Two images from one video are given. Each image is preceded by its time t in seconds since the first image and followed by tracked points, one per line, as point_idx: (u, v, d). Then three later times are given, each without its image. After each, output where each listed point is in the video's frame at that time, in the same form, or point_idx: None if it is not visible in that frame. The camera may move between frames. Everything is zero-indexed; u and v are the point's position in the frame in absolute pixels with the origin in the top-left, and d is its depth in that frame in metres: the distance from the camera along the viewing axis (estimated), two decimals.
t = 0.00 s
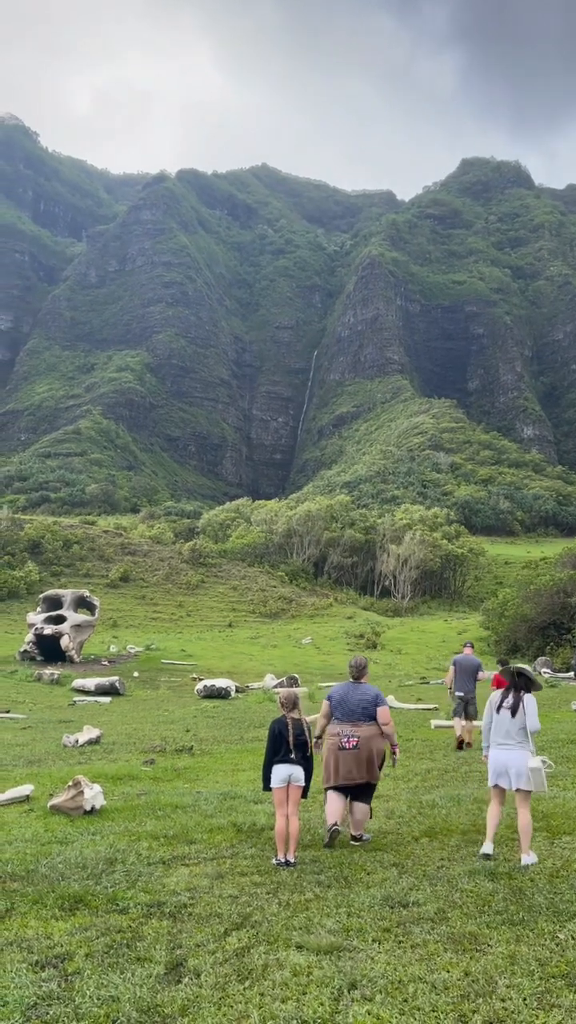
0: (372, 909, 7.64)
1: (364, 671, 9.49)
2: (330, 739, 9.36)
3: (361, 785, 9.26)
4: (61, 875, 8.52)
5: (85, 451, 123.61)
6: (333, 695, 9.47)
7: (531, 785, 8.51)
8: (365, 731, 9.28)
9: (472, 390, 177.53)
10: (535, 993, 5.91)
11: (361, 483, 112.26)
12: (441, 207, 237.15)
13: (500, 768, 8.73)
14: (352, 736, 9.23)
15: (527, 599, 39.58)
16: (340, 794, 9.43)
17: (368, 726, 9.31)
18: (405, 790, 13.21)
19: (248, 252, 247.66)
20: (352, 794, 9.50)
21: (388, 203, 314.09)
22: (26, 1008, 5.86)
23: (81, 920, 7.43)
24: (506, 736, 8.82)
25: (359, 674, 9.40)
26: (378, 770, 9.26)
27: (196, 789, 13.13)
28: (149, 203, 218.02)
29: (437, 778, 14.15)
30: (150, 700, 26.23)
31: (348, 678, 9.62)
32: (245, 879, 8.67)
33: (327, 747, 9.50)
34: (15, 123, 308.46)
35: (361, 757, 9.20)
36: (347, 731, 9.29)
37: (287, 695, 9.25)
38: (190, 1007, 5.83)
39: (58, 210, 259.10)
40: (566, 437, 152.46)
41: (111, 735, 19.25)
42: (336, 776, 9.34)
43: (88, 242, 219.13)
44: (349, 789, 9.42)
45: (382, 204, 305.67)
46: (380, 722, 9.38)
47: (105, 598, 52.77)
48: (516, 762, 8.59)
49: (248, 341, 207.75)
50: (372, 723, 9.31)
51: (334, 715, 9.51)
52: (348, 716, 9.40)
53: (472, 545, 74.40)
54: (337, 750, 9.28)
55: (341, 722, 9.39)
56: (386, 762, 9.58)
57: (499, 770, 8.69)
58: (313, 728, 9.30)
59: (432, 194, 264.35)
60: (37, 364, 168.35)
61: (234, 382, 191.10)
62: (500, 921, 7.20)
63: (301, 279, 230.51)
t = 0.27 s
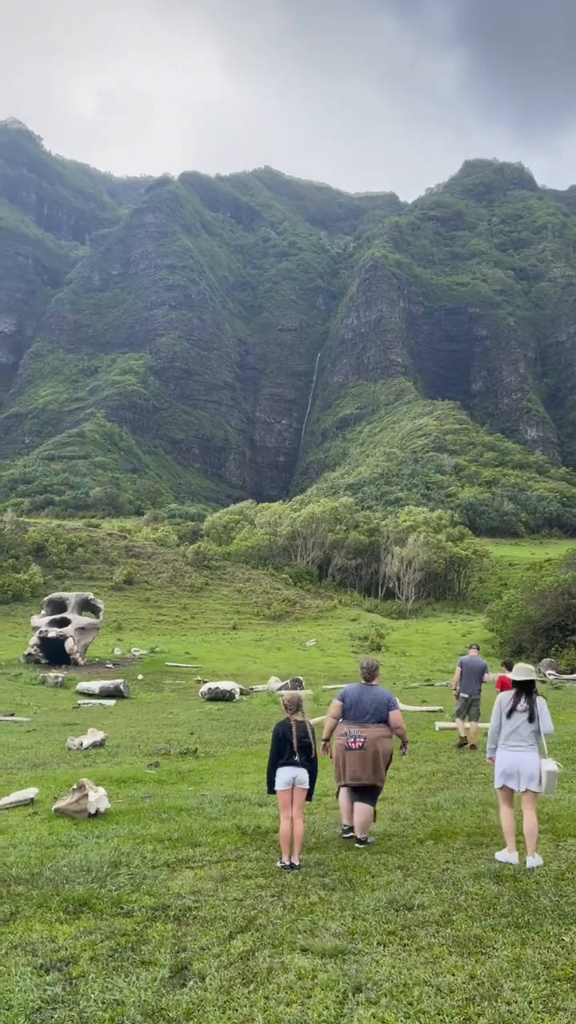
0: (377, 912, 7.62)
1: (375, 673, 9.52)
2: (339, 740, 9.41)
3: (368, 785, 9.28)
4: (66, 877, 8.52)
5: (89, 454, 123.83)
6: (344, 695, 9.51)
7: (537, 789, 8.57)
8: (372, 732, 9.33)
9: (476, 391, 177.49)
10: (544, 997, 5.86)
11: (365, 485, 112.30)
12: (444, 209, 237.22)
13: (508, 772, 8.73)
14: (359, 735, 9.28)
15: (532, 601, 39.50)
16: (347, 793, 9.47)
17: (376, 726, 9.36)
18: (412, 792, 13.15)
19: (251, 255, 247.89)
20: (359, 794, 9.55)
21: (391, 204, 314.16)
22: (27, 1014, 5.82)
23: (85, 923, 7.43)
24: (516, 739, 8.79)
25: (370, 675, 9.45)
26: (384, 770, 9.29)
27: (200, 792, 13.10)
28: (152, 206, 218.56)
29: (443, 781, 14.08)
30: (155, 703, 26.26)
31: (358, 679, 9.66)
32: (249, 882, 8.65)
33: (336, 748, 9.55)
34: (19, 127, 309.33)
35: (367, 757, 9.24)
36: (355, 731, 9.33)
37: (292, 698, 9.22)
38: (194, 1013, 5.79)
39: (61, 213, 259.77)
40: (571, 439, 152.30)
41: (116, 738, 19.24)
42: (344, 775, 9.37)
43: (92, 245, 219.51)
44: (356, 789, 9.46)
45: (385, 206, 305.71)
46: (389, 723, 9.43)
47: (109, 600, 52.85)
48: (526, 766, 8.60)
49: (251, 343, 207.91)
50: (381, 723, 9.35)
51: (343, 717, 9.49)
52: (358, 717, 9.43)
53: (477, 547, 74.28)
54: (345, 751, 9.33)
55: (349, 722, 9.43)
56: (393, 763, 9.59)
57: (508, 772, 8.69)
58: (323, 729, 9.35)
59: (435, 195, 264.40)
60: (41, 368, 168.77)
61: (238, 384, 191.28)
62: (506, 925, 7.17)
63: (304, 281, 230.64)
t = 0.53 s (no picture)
0: (381, 917, 7.62)
1: (380, 677, 9.58)
2: (343, 744, 9.49)
3: (372, 787, 9.33)
4: (71, 882, 8.53)
5: (93, 459, 124.06)
6: (348, 699, 9.59)
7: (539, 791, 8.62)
8: (375, 735, 9.40)
9: (480, 395, 177.44)
10: (547, 1001, 5.86)
11: (369, 489, 112.21)
12: (448, 213, 237.32)
13: (511, 775, 8.76)
14: (363, 738, 9.32)
15: (537, 605, 39.41)
16: (352, 796, 9.51)
17: (381, 729, 9.41)
18: (416, 798, 13.11)
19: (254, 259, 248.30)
20: (364, 797, 9.57)
21: (394, 209, 314.62)
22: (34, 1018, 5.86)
23: (90, 928, 7.45)
24: (518, 743, 8.82)
25: (374, 679, 9.53)
26: (388, 772, 9.34)
27: (205, 798, 13.05)
28: (156, 211, 219.13)
29: (448, 786, 14.05)
30: (159, 707, 26.25)
31: (364, 683, 9.73)
32: (254, 887, 8.63)
33: (340, 752, 9.60)
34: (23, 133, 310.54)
35: (371, 760, 9.28)
36: (359, 733, 9.38)
37: (295, 703, 9.26)
38: (199, 1017, 5.82)
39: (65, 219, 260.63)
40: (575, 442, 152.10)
41: (122, 742, 19.24)
42: (348, 778, 9.43)
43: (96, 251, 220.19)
44: (361, 791, 9.50)
45: (388, 210, 305.88)
46: (393, 727, 9.48)
47: (114, 605, 52.91)
48: (527, 767, 8.66)
49: (255, 348, 208.20)
50: (385, 727, 9.42)
51: (348, 721, 9.57)
52: (363, 721, 9.49)
53: (482, 551, 74.13)
54: (349, 754, 9.38)
55: (353, 726, 9.50)
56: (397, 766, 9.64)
57: (512, 774, 8.73)
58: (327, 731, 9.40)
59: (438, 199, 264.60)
60: (45, 373, 169.29)
61: (242, 388, 191.51)
62: (510, 929, 7.16)
63: (308, 285, 230.90)
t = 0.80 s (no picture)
0: (387, 923, 7.61)
1: (381, 684, 9.62)
2: (349, 751, 9.54)
3: (375, 791, 9.32)
4: (77, 890, 8.52)
5: (99, 466, 124.44)
6: (352, 707, 9.64)
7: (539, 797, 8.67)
8: (381, 739, 9.40)
9: (485, 400, 177.38)
10: (553, 1010, 5.84)
11: (374, 494, 112.22)
12: (452, 218, 237.65)
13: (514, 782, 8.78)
14: (366, 742, 9.38)
15: (543, 610, 39.28)
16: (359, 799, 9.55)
17: (385, 735, 9.41)
18: (422, 804, 13.08)
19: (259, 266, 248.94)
20: (371, 799, 9.57)
21: (399, 215, 315.18)
22: None
23: (96, 935, 7.45)
24: (523, 748, 8.84)
25: (376, 686, 9.57)
26: (391, 777, 9.33)
27: (211, 804, 13.06)
28: (161, 219, 220.03)
29: (454, 792, 14.02)
30: (165, 714, 26.25)
31: (366, 690, 9.76)
32: (258, 893, 8.66)
33: (346, 756, 9.65)
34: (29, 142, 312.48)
35: (374, 763, 9.30)
36: (363, 738, 9.45)
37: (299, 709, 9.26)
38: None
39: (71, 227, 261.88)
40: None
41: (127, 749, 19.25)
42: (352, 782, 9.47)
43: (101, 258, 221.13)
44: (367, 795, 9.50)
45: (392, 216, 306.35)
46: (397, 732, 9.48)
47: (119, 611, 53.01)
48: (529, 771, 8.70)
49: (260, 354, 208.59)
50: (391, 731, 9.40)
51: (353, 728, 9.63)
52: (366, 727, 9.54)
53: (487, 556, 73.99)
54: (353, 759, 9.44)
55: (360, 731, 9.51)
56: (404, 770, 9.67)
57: (514, 780, 8.74)
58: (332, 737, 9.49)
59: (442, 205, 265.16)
60: (51, 380, 170.03)
61: (247, 395, 191.87)
62: (516, 936, 7.14)
63: (313, 291, 231.36)
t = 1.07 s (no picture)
0: (397, 934, 7.56)
1: (386, 689, 9.63)
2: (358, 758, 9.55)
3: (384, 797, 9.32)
4: (84, 900, 8.51)
5: (106, 474, 124.80)
6: (359, 715, 9.64)
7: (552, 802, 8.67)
8: (389, 746, 9.40)
9: (492, 407, 177.27)
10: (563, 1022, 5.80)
11: (382, 501, 112.09)
12: (458, 226, 237.95)
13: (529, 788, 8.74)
14: (375, 749, 9.38)
15: (552, 617, 39.13)
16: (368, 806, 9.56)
17: (392, 741, 9.41)
18: (430, 813, 13.04)
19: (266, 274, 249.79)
20: (381, 806, 9.56)
21: (405, 223, 315.88)
22: None
23: (104, 945, 7.44)
24: (531, 753, 8.83)
25: (380, 692, 9.59)
26: (399, 782, 9.33)
27: (219, 813, 13.03)
28: (167, 228, 221.12)
29: (463, 801, 13.94)
30: (173, 722, 26.21)
31: (371, 698, 9.78)
32: (267, 902, 8.64)
33: (355, 763, 9.68)
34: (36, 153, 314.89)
35: (383, 770, 9.32)
36: (371, 744, 9.45)
37: (307, 717, 9.26)
38: None
39: (78, 237, 263.57)
40: None
41: (136, 758, 19.24)
42: (362, 788, 9.48)
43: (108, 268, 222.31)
44: (376, 802, 9.50)
45: (399, 224, 307.10)
46: (404, 737, 9.47)
47: (127, 620, 53.07)
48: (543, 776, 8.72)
49: (267, 362, 209.11)
50: (398, 735, 9.41)
51: (361, 735, 9.66)
52: (374, 733, 9.54)
53: (496, 564, 73.73)
54: (362, 765, 9.46)
55: (368, 737, 9.53)
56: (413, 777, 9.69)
57: (528, 786, 8.72)
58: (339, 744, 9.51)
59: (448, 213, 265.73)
60: (59, 390, 170.84)
61: (254, 403, 192.27)
62: (526, 947, 7.10)
63: (319, 299, 231.93)
